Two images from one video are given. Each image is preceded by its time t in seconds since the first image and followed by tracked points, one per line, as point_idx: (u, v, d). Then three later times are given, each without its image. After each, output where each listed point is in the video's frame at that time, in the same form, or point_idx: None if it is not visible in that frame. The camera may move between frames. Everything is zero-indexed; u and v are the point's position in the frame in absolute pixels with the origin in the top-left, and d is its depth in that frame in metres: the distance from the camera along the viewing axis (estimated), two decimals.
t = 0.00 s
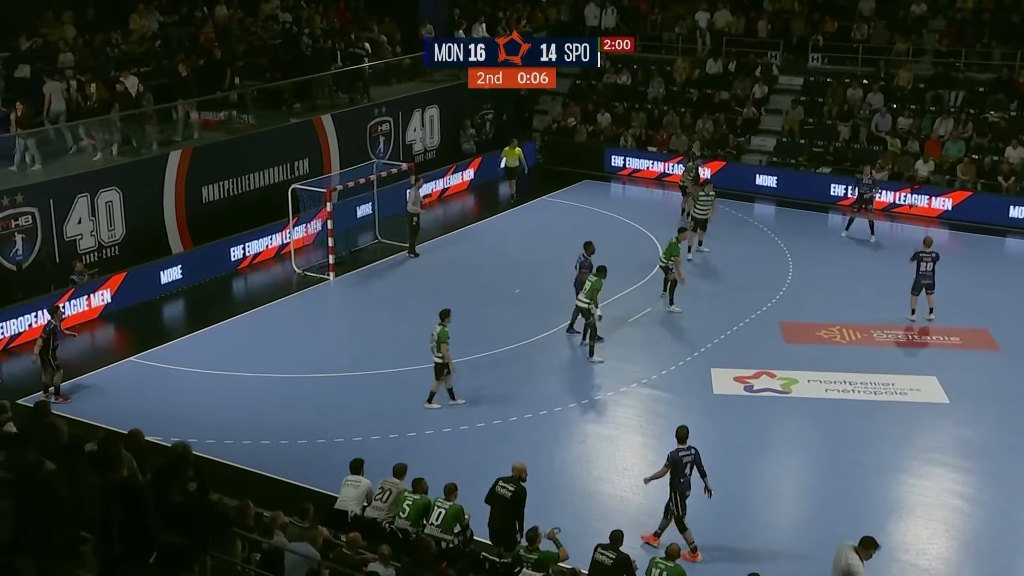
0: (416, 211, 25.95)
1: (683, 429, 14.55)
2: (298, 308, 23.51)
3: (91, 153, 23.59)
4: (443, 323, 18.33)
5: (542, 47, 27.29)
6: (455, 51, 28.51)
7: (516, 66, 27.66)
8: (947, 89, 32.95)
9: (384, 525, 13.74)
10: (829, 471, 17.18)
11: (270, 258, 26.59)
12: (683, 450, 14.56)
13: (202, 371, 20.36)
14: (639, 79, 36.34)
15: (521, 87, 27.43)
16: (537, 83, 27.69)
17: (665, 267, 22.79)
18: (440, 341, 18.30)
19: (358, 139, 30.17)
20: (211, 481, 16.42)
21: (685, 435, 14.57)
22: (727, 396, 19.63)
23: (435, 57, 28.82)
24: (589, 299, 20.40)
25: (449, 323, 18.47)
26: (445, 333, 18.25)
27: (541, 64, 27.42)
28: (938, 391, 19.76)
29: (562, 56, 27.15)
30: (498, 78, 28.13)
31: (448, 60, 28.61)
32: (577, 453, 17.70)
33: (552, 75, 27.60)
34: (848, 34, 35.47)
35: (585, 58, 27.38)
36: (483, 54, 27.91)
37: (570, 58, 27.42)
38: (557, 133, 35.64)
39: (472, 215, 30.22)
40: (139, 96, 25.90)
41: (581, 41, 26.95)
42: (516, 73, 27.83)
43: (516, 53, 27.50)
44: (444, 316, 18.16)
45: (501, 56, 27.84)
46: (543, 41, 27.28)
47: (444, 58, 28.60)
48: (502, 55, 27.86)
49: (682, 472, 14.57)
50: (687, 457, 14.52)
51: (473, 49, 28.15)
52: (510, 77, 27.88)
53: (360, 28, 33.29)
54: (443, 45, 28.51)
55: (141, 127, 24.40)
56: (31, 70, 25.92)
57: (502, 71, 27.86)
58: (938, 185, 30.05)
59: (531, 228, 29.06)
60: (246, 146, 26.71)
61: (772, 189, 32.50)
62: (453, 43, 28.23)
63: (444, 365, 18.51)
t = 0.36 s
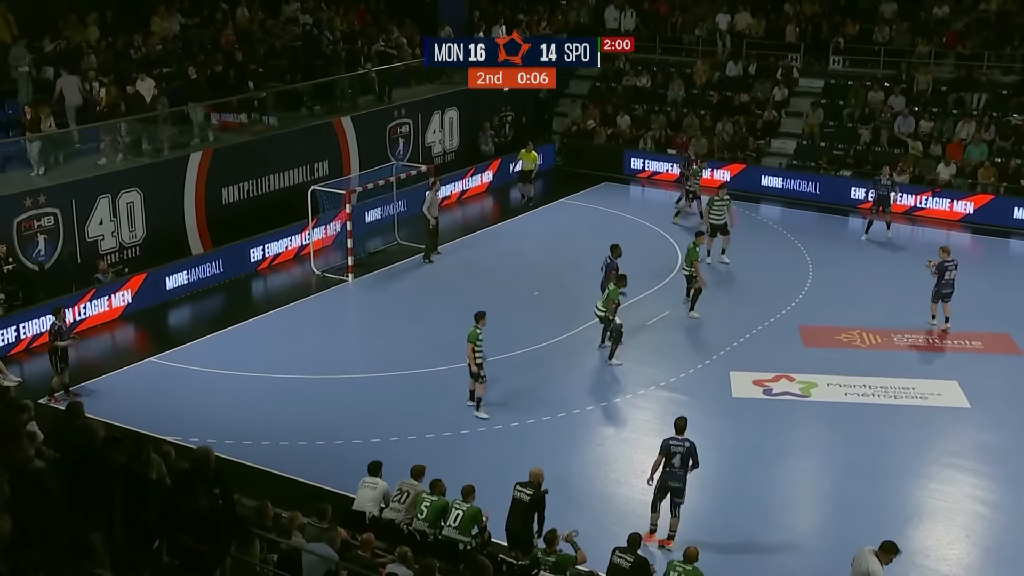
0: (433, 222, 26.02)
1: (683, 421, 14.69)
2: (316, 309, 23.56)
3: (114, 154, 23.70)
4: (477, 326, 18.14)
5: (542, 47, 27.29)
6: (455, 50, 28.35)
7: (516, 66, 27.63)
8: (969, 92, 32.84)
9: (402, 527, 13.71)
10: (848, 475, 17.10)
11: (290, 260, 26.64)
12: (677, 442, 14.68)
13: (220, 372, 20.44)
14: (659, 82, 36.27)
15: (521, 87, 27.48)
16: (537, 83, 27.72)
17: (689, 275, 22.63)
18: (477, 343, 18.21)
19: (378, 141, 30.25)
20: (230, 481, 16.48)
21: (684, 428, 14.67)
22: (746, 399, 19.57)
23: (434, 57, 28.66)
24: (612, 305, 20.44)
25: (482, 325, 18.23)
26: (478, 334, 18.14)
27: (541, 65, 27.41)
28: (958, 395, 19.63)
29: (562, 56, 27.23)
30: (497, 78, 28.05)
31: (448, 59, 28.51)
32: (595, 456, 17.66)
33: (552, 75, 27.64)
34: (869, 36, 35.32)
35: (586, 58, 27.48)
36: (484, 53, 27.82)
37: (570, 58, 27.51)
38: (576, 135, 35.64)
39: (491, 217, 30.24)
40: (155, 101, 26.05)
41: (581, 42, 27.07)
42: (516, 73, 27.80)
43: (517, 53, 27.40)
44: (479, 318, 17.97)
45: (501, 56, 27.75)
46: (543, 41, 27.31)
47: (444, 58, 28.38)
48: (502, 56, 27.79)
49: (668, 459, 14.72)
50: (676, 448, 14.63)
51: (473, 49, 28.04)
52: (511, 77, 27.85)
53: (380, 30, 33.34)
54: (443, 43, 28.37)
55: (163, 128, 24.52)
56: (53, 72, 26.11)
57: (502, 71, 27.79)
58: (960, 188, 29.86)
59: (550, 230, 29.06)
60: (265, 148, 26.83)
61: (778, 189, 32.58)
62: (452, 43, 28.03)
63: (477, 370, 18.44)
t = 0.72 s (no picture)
0: (433, 224, 26.03)
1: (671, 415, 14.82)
2: (322, 310, 23.58)
3: (121, 154, 23.74)
4: (493, 340, 17.99)
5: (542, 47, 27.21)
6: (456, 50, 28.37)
7: (515, 66, 27.51)
8: (976, 93, 32.69)
9: (407, 528, 13.69)
10: (853, 476, 17.08)
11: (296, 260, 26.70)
12: (665, 434, 14.92)
13: (225, 373, 20.47)
14: (665, 83, 36.22)
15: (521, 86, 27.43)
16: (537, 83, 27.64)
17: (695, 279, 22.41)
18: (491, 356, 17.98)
19: (384, 142, 30.26)
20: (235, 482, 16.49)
21: (674, 423, 14.86)
22: (752, 401, 19.56)
23: (436, 57, 28.66)
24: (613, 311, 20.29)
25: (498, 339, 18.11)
26: (494, 349, 17.95)
27: (541, 64, 27.32)
28: (965, 397, 19.59)
29: (562, 55, 27.39)
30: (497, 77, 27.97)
31: (449, 59, 28.52)
32: (601, 457, 17.66)
33: (552, 75, 27.55)
34: (876, 37, 35.25)
35: (586, 58, 27.49)
36: (484, 53, 27.81)
37: (570, 58, 27.45)
38: (582, 136, 35.64)
39: (496, 218, 30.28)
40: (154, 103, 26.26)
41: (581, 42, 27.14)
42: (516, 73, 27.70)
43: (516, 53, 27.31)
44: (497, 333, 17.83)
45: (501, 56, 27.72)
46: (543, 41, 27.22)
47: (445, 58, 28.44)
48: (502, 55, 27.75)
49: (655, 452, 14.95)
50: (663, 441, 14.85)
51: (474, 49, 28.05)
52: (510, 77, 27.74)
53: (385, 31, 33.33)
54: (444, 44, 28.32)
55: (170, 129, 24.57)
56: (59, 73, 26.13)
57: (502, 70, 27.74)
58: (966, 190, 29.87)
59: (556, 231, 29.07)
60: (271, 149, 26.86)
61: (780, 190, 32.62)
62: (452, 43, 28.04)
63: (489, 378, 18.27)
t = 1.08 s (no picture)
0: (417, 229, 25.97)
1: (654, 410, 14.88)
2: (319, 310, 23.57)
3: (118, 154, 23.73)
4: (487, 338, 17.95)
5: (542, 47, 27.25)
6: (456, 50, 28.36)
7: (516, 66, 27.51)
8: (971, 93, 32.66)
9: (404, 527, 13.67)
10: (850, 476, 17.09)
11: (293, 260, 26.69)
12: (649, 430, 14.95)
13: (221, 373, 20.45)
14: (661, 83, 36.21)
15: (522, 86, 27.44)
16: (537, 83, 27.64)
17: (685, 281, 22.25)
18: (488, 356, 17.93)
19: (381, 142, 30.27)
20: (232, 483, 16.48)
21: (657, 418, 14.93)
22: (748, 400, 19.57)
23: (436, 57, 28.66)
24: (588, 307, 20.12)
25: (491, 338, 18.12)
26: (488, 348, 17.90)
27: (541, 65, 27.39)
28: (961, 397, 19.60)
29: (562, 55, 27.40)
30: (497, 77, 27.90)
31: (449, 59, 28.52)
32: (597, 457, 17.66)
33: (552, 75, 27.57)
34: (872, 38, 35.27)
35: (586, 58, 27.50)
36: (484, 54, 27.84)
37: (570, 58, 27.55)
38: (579, 136, 35.66)
39: (493, 217, 30.29)
40: (141, 105, 26.09)
41: (581, 41, 27.15)
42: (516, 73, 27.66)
43: (517, 53, 27.32)
44: (489, 331, 17.84)
45: (501, 56, 27.74)
46: (543, 41, 27.26)
47: (444, 58, 28.40)
48: (502, 56, 27.77)
49: (641, 449, 14.96)
50: (648, 437, 14.88)
51: (474, 49, 28.06)
52: (510, 77, 27.72)
53: (382, 31, 33.29)
54: (444, 44, 28.34)
55: (166, 129, 24.56)
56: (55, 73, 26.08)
57: (502, 70, 27.74)
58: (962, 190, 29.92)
59: (553, 231, 29.07)
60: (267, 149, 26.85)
61: (776, 190, 32.64)
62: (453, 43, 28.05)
63: (487, 378, 18.16)
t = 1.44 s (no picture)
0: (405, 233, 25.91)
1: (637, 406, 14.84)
2: (317, 310, 23.57)
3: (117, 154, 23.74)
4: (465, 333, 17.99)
5: (542, 47, 27.21)
6: (456, 50, 28.36)
7: (515, 66, 27.53)
8: (969, 93, 32.71)
9: (402, 528, 13.65)
10: (848, 476, 17.10)
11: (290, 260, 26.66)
12: (632, 426, 14.90)
13: (220, 373, 20.44)
14: (659, 82, 36.23)
15: (522, 86, 27.46)
16: (537, 83, 27.66)
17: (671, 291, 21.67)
18: (466, 352, 17.97)
19: (378, 142, 30.26)
20: (231, 484, 16.46)
21: (641, 414, 14.86)
22: (746, 400, 19.58)
23: (436, 57, 28.68)
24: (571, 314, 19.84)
25: (471, 333, 18.09)
26: (466, 342, 17.97)
27: (541, 65, 27.35)
28: (958, 397, 19.63)
29: (563, 56, 27.37)
30: (498, 77, 27.96)
31: (449, 59, 28.51)
32: (595, 457, 17.66)
33: (552, 75, 27.56)
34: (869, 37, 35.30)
35: (586, 58, 27.46)
36: (484, 54, 27.84)
37: (570, 58, 27.52)
38: (576, 136, 35.68)
39: (490, 217, 30.28)
40: (130, 107, 25.42)
41: (581, 42, 27.09)
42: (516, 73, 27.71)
43: (517, 53, 27.34)
44: (465, 326, 17.85)
45: (501, 56, 27.72)
46: (543, 41, 27.23)
47: (444, 58, 28.41)
48: (502, 55, 27.75)
49: (625, 445, 14.94)
50: (632, 433, 14.85)
51: (474, 49, 28.06)
52: (510, 77, 27.75)
53: (379, 31, 33.29)
54: (444, 44, 28.34)
55: (163, 129, 24.54)
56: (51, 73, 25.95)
57: (502, 70, 27.75)
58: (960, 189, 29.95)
59: (551, 231, 29.07)
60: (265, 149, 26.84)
61: (774, 190, 32.65)
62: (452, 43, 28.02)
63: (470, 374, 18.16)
